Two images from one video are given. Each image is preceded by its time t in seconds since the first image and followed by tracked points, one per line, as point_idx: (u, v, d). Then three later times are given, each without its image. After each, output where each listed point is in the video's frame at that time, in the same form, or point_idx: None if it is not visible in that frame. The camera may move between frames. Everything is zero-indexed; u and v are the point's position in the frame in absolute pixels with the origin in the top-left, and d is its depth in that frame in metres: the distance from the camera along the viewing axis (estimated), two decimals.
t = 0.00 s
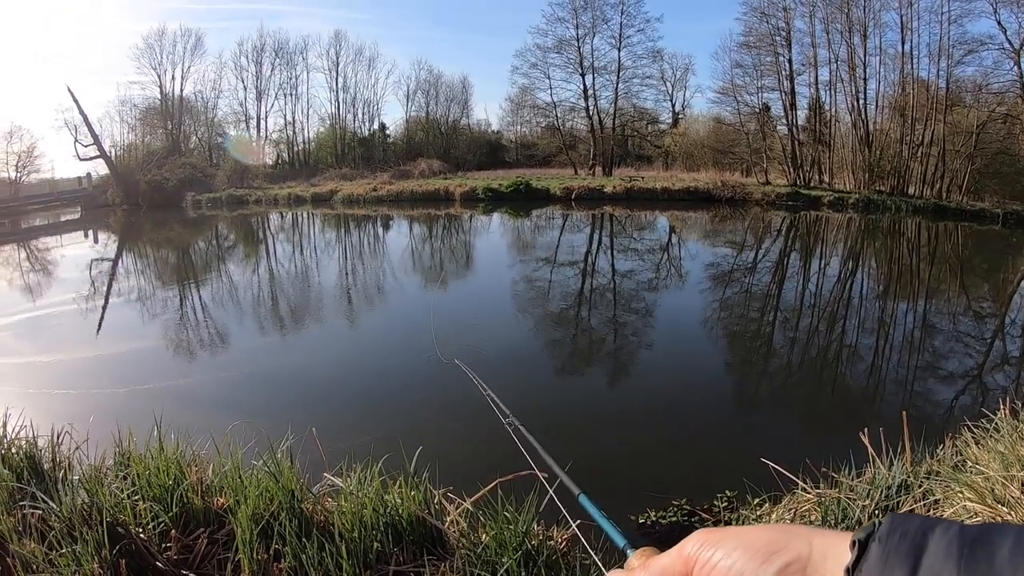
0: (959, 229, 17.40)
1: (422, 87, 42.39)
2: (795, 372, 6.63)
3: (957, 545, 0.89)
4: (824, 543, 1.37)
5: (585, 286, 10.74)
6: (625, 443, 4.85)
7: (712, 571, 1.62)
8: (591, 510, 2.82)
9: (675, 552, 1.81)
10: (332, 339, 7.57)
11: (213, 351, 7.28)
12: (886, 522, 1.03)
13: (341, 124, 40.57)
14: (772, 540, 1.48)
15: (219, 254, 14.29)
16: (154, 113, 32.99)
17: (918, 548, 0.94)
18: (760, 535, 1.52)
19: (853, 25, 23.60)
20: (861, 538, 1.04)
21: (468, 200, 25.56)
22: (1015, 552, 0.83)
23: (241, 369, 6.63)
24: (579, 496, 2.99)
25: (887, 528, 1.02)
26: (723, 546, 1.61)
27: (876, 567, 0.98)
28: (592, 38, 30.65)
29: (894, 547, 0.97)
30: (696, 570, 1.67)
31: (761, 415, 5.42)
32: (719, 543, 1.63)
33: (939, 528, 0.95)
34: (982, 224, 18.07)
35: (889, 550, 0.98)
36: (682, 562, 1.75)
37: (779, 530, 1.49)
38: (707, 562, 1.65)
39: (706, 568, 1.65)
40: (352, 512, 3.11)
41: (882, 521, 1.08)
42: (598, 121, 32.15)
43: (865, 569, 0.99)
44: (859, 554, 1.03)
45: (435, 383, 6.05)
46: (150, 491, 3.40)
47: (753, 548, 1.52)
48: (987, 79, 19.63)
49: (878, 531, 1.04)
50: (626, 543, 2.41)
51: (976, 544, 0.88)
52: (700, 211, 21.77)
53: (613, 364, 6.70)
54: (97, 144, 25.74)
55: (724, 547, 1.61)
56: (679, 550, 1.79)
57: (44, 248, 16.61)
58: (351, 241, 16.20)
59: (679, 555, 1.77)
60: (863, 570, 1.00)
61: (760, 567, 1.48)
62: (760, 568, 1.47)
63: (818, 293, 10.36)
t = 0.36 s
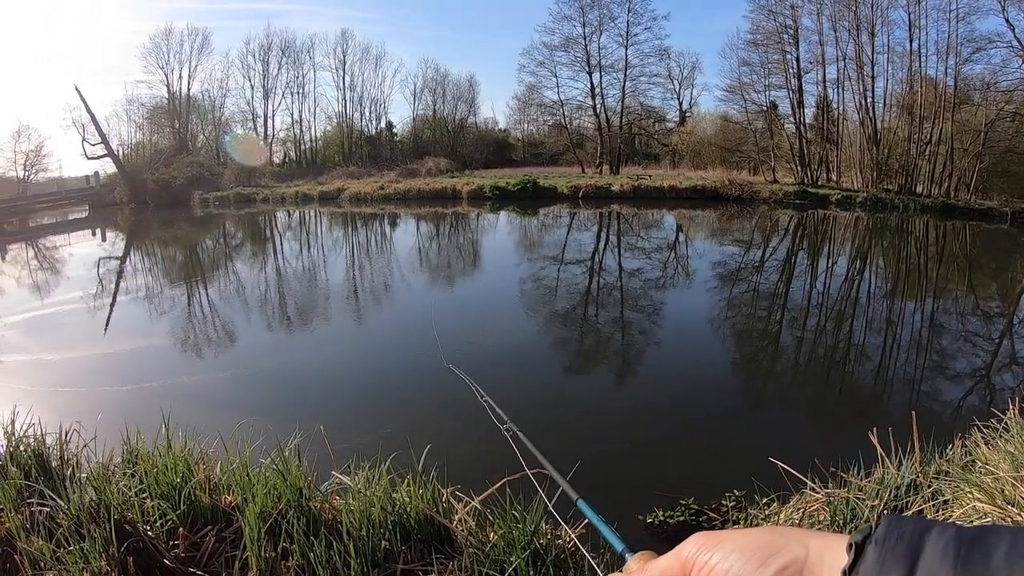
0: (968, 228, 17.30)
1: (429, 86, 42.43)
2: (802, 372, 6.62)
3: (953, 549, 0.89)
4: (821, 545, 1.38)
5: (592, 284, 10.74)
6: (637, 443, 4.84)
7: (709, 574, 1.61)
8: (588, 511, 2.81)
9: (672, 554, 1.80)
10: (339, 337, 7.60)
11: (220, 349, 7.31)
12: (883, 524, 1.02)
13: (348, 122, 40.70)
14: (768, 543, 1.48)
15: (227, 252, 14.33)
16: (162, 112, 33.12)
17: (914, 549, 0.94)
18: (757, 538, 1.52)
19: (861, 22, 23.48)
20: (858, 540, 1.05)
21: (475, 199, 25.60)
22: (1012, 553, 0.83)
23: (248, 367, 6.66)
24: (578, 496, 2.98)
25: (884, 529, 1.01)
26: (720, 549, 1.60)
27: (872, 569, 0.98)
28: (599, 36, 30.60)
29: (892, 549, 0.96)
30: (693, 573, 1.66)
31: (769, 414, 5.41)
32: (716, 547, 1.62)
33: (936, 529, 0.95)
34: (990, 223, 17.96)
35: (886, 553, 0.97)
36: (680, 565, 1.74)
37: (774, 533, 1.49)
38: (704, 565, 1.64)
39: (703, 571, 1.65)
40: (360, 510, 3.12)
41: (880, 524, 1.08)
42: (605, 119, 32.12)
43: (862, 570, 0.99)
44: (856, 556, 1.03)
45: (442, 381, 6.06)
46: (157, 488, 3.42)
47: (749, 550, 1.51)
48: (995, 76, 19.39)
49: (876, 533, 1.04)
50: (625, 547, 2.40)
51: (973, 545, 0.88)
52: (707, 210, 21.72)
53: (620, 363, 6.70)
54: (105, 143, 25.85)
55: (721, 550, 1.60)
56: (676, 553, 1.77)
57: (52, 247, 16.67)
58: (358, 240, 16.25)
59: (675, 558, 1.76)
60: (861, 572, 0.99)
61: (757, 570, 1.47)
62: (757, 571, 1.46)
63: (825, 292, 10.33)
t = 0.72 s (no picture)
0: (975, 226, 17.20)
1: (434, 83, 42.43)
2: (808, 370, 6.61)
3: (957, 545, 0.88)
4: (825, 540, 1.37)
5: (598, 282, 10.74)
6: (643, 441, 4.84)
7: (711, 569, 1.61)
8: (590, 506, 2.80)
9: (674, 550, 1.80)
10: (345, 334, 7.62)
11: (226, 346, 7.35)
12: (887, 519, 1.02)
13: (354, 119, 40.77)
14: (771, 538, 1.48)
15: (233, 249, 14.38)
16: (168, 109, 33.21)
17: (918, 546, 0.94)
18: (760, 534, 1.52)
19: (868, 20, 23.36)
20: (862, 535, 1.05)
21: (480, 196, 25.63)
22: (1016, 549, 0.82)
23: (254, 364, 6.69)
24: (580, 493, 2.98)
25: (887, 526, 1.01)
26: (722, 544, 1.60)
27: (876, 566, 0.98)
28: (604, 33, 30.53)
29: (895, 546, 0.97)
30: (696, 569, 1.66)
31: (774, 413, 5.40)
32: (717, 542, 1.62)
33: (939, 526, 0.95)
34: (996, 222, 17.85)
35: (890, 549, 0.97)
36: (682, 560, 1.74)
37: (778, 528, 1.49)
38: (706, 560, 1.64)
39: (706, 566, 1.64)
40: (365, 507, 3.13)
41: (884, 520, 1.08)
42: (611, 116, 32.06)
43: (865, 567, 0.99)
44: (860, 552, 1.03)
45: (447, 378, 6.07)
46: (163, 485, 3.44)
47: (752, 546, 1.52)
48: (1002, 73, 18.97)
49: (880, 530, 1.04)
50: (627, 542, 2.40)
51: (977, 543, 0.87)
52: (712, 208, 21.67)
53: (625, 361, 6.70)
54: (111, 140, 25.94)
55: (723, 546, 1.60)
56: (678, 548, 1.77)
57: (58, 244, 16.74)
58: (364, 236, 16.29)
59: (678, 553, 1.75)
60: (863, 570, 0.99)
61: (761, 565, 1.47)
62: (760, 565, 1.47)
63: (832, 290, 10.31)
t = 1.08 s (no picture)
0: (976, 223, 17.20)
1: (435, 79, 42.38)
2: (809, 366, 6.60)
3: (955, 541, 0.88)
4: (823, 536, 1.38)
5: (599, 278, 10.73)
6: (643, 437, 4.84)
7: (707, 565, 1.60)
8: (590, 502, 2.80)
9: (671, 545, 1.78)
10: (346, 330, 7.63)
11: (227, 342, 7.35)
12: (885, 514, 1.02)
13: (355, 116, 40.74)
14: (769, 535, 1.49)
15: (234, 245, 14.38)
16: (168, 105, 33.18)
17: (915, 543, 0.94)
18: (756, 530, 1.53)
19: (869, 16, 23.31)
20: (860, 531, 1.05)
21: (481, 192, 25.63)
22: (1016, 543, 0.82)
23: (255, 360, 6.69)
24: (580, 488, 2.97)
25: (884, 521, 1.02)
26: (719, 539, 1.59)
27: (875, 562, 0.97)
28: (606, 29, 30.49)
29: (893, 542, 0.97)
30: (693, 564, 1.64)
31: (774, 409, 5.40)
32: (714, 537, 1.61)
33: (938, 522, 0.95)
34: (998, 218, 17.84)
35: (888, 545, 0.97)
36: (678, 556, 1.72)
37: (776, 524, 1.50)
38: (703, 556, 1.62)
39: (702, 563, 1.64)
40: (366, 502, 3.14)
41: (880, 515, 1.08)
42: (612, 113, 32.01)
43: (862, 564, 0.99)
44: (858, 548, 1.03)
45: (447, 374, 6.08)
46: (164, 480, 3.44)
47: (749, 541, 1.52)
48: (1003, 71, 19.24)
49: (876, 525, 1.04)
50: (625, 538, 2.40)
51: (976, 538, 0.87)
52: (714, 204, 21.65)
53: (626, 357, 6.70)
54: (111, 137, 25.94)
55: (719, 541, 1.59)
56: (674, 544, 1.75)
57: (59, 241, 16.76)
58: (364, 233, 16.29)
59: (675, 548, 1.73)
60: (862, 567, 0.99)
61: (757, 561, 1.48)
62: (757, 562, 1.47)
63: (832, 286, 10.31)
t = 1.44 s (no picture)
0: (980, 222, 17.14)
1: (438, 76, 42.34)
2: (811, 365, 6.60)
3: (951, 534, 0.88)
4: (820, 529, 1.38)
5: (601, 276, 10.73)
6: (645, 434, 4.85)
7: (707, 559, 1.60)
8: (590, 500, 2.80)
9: (670, 541, 1.78)
10: (349, 327, 7.64)
11: (229, 340, 7.36)
12: (881, 507, 1.02)
13: (358, 113, 40.75)
14: (767, 528, 1.49)
15: (237, 242, 14.39)
16: (171, 103, 33.23)
17: (912, 534, 0.94)
18: (754, 523, 1.53)
19: (873, 15, 23.25)
20: (855, 523, 1.04)
21: (484, 190, 25.63)
22: (1011, 535, 0.82)
23: (258, 357, 6.71)
24: (578, 485, 2.97)
25: (881, 513, 1.02)
26: (718, 533, 1.59)
27: (870, 553, 0.98)
28: (608, 27, 30.46)
29: (889, 533, 0.97)
30: (693, 559, 1.65)
31: (777, 407, 5.40)
32: (712, 531, 1.61)
33: (935, 513, 0.95)
34: (1001, 218, 17.78)
35: (883, 537, 0.97)
36: (678, 551, 1.73)
37: (774, 518, 1.50)
38: (701, 550, 1.63)
39: (702, 558, 1.64)
40: (368, 499, 3.15)
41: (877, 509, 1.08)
42: (614, 111, 31.97)
43: (860, 557, 0.99)
44: (853, 540, 1.03)
45: (449, 371, 6.08)
46: (168, 477, 3.44)
47: (748, 535, 1.53)
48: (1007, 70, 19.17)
49: (874, 518, 1.04)
50: (624, 533, 2.40)
51: (972, 529, 0.87)
52: (716, 202, 21.65)
53: (627, 355, 6.70)
54: (114, 134, 25.97)
55: (718, 535, 1.60)
56: (673, 538, 1.75)
57: (63, 237, 16.81)
58: (367, 230, 16.30)
59: (674, 543, 1.73)
60: (858, 560, 0.99)
61: (756, 555, 1.48)
62: (756, 556, 1.48)
63: (835, 285, 10.29)
